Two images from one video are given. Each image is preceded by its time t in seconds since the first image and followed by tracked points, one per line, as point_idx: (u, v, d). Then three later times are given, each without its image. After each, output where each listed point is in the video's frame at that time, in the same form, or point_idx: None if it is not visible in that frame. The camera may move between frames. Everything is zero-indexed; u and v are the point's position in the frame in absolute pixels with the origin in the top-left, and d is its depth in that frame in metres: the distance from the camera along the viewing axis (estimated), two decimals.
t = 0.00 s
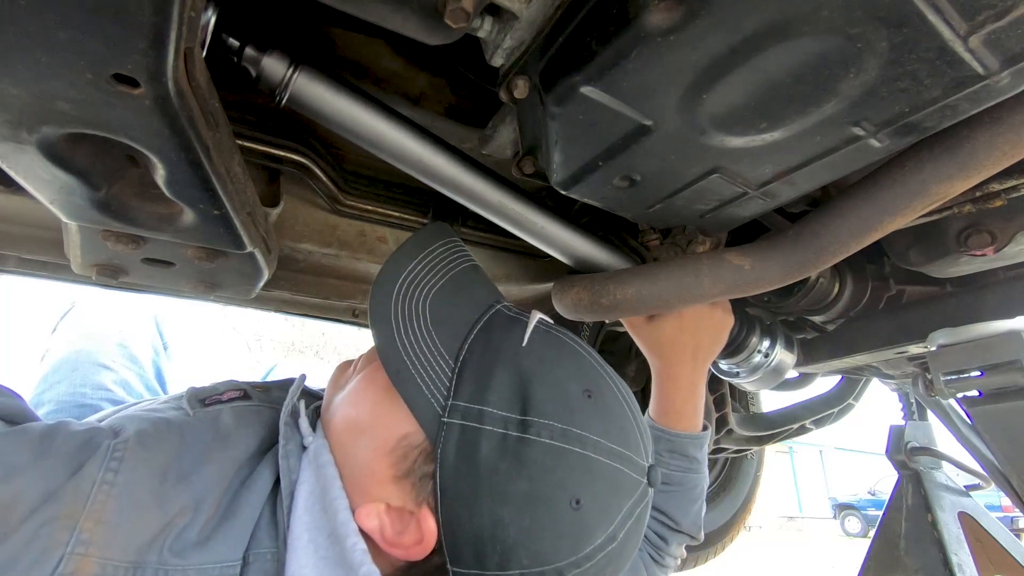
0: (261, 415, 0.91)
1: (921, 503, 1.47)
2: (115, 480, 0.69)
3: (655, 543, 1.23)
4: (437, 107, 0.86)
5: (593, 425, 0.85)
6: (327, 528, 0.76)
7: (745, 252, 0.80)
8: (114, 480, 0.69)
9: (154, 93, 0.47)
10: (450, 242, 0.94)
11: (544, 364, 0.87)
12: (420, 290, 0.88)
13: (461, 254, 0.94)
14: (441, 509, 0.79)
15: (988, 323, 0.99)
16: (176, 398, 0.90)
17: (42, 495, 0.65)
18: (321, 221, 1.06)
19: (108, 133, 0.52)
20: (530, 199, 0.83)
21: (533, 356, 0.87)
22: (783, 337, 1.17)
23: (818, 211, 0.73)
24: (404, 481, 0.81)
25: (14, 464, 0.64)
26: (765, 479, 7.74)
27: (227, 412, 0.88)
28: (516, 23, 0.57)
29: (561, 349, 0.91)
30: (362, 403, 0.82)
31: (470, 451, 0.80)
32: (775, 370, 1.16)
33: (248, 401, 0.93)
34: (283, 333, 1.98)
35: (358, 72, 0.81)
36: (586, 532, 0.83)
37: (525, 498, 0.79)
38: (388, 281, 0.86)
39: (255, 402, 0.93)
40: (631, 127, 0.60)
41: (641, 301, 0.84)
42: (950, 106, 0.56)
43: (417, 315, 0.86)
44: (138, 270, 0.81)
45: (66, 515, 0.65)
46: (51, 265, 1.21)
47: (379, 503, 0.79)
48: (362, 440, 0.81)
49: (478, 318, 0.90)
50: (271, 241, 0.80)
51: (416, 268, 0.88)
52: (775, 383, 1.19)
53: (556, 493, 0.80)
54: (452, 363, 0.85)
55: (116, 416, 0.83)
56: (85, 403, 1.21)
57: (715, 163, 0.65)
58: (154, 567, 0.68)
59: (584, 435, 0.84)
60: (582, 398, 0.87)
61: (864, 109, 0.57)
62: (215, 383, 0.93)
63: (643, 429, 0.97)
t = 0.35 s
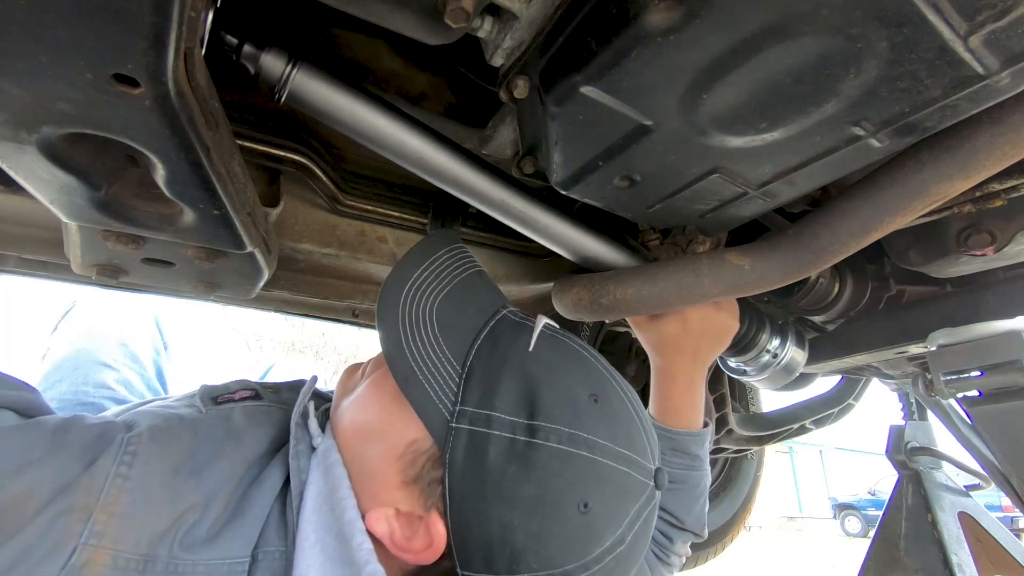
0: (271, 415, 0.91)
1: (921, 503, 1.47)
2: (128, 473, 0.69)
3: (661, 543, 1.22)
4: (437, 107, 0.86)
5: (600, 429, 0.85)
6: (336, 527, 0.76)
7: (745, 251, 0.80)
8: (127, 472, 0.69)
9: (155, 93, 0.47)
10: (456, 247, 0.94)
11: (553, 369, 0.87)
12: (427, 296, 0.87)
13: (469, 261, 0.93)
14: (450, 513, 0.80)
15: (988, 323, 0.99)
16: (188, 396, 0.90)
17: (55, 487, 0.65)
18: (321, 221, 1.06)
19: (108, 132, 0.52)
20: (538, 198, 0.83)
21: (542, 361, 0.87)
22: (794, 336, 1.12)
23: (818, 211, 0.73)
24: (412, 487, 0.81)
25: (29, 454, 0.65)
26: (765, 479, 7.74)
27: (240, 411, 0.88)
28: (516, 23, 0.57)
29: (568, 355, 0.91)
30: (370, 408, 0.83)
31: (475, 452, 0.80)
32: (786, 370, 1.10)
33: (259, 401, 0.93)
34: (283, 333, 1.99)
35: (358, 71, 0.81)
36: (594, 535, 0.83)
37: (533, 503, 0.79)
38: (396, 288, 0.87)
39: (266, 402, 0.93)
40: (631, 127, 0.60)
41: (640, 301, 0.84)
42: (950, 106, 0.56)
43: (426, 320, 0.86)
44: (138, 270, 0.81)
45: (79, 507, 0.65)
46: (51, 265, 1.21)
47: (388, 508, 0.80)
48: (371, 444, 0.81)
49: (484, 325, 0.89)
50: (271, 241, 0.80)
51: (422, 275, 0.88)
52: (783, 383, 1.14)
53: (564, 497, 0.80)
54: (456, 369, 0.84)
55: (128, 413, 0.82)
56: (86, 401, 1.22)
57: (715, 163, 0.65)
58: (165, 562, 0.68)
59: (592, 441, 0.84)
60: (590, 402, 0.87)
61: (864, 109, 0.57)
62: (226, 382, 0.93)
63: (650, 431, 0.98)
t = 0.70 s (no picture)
0: (266, 414, 0.92)
1: (921, 503, 1.48)
2: (119, 473, 0.69)
3: (664, 542, 1.24)
4: (437, 106, 0.86)
5: (600, 425, 0.85)
6: (333, 527, 0.77)
7: (745, 252, 0.80)
8: (118, 473, 0.69)
9: (154, 93, 0.47)
10: (456, 246, 0.93)
11: (552, 367, 0.87)
12: (428, 293, 0.87)
13: (468, 257, 0.93)
14: (451, 510, 0.79)
15: (988, 323, 0.99)
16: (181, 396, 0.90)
17: (46, 487, 0.65)
18: (321, 221, 1.06)
19: (108, 132, 0.52)
20: (541, 195, 0.83)
21: (541, 360, 0.86)
22: (817, 334, 1.08)
23: (818, 211, 0.73)
24: (413, 484, 0.80)
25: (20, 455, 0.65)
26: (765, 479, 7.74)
27: (234, 412, 0.88)
28: (516, 23, 0.56)
29: (571, 354, 0.91)
30: (369, 407, 0.83)
31: (477, 450, 0.79)
32: (807, 370, 1.07)
33: (253, 400, 0.93)
34: (283, 333, 1.99)
35: (358, 71, 0.81)
36: (595, 531, 0.83)
37: (535, 499, 0.79)
38: (398, 283, 0.86)
39: (260, 401, 0.93)
40: (632, 127, 0.60)
41: (640, 301, 0.84)
42: (950, 106, 0.56)
43: (428, 317, 0.86)
44: (138, 270, 0.81)
45: (71, 507, 0.65)
46: (51, 265, 1.21)
47: (388, 505, 0.80)
48: (370, 442, 0.81)
49: (485, 321, 0.89)
50: (271, 241, 0.80)
51: (423, 273, 0.87)
52: (807, 385, 1.10)
53: (565, 493, 0.80)
54: (459, 369, 0.84)
55: (122, 413, 0.83)
56: (90, 401, 1.23)
57: (715, 163, 0.65)
58: (157, 564, 0.68)
59: (593, 436, 0.84)
60: (589, 399, 0.87)
61: (864, 109, 0.57)
62: (219, 382, 0.93)
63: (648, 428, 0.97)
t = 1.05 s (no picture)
0: (259, 412, 0.92)
1: (921, 503, 1.47)
2: (117, 471, 0.68)
3: (661, 542, 1.24)
4: (437, 107, 0.86)
5: (604, 407, 0.87)
6: (337, 518, 0.75)
7: (745, 251, 0.80)
8: (116, 471, 0.68)
9: (155, 93, 0.47)
10: (460, 240, 0.93)
11: (554, 356, 0.88)
12: (436, 285, 0.87)
13: (471, 252, 0.93)
14: (464, 490, 0.78)
15: (988, 323, 0.99)
16: (173, 396, 0.90)
17: (43, 488, 0.64)
18: (321, 220, 1.06)
19: (108, 132, 0.52)
20: (543, 195, 0.83)
21: (544, 349, 0.88)
22: (816, 332, 1.08)
23: (818, 211, 0.73)
24: (424, 467, 0.79)
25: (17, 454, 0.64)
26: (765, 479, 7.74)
27: (226, 410, 0.88)
28: (516, 23, 0.56)
29: (569, 340, 0.93)
30: (374, 397, 0.82)
31: (490, 429, 0.80)
32: (807, 369, 1.07)
33: (245, 399, 0.93)
34: (283, 333, 1.99)
35: (359, 71, 0.81)
36: (603, 505, 0.84)
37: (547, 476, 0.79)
38: (408, 269, 0.86)
39: (252, 399, 0.93)
40: (631, 127, 0.60)
41: (640, 301, 0.84)
42: (950, 106, 0.56)
43: (435, 308, 0.85)
44: (138, 270, 0.81)
45: (71, 506, 0.64)
46: (51, 265, 1.21)
47: (398, 489, 0.79)
48: (376, 432, 0.80)
49: (489, 315, 0.89)
50: (271, 241, 0.80)
51: (430, 266, 0.87)
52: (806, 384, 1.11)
53: (574, 471, 0.81)
54: (469, 354, 0.84)
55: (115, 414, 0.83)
56: (82, 403, 1.22)
57: (715, 163, 0.65)
58: (156, 560, 0.68)
59: (599, 417, 0.85)
60: (593, 384, 0.88)
61: (864, 109, 0.57)
62: (211, 381, 0.93)
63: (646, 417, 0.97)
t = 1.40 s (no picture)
0: (247, 413, 0.92)
1: (921, 503, 1.47)
2: (100, 479, 0.68)
3: (657, 544, 1.24)
4: (437, 107, 0.86)
5: (595, 402, 0.86)
6: (326, 520, 0.76)
7: (745, 251, 0.80)
8: (99, 479, 0.68)
9: (154, 93, 0.47)
10: (449, 235, 0.93)
11: (546, 350, 0.87)
12: (425, 279, 0.87)
13: (460, 247, 0.94)
14: (453, 489, 0.78)
15: (988, 322, 0.99)
16: (159, 398, 0.90)
17: (25, 496, 0.65)
18: (321, 221, 1.06)
19: (108, 132, 0.52)
20: (540, 196, 0.83)
21: (534, 343, 0.87)
22: (830, 335, 1.07)
23: (818, 211, 0.73)
24: (414, 465, 0.79)
25: None
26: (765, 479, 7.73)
27: (213, 414, 0.87)
28: (516, 23, 0.56)
29: (562, 335, 0.93)
30: (363, 395, 0.81)
31: (485, 423, 0.80)
32: (821, 374, 1.06)
33: (233, 399, 0.93)
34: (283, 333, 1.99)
35: (358, 72, 0.81)
36: (598, 498, 0.84)
37: (540, 471, 0.79)
38: (396, 267, 0.86)
39: (240, 400, 0.93)
40: (631, 127, 0.60)
41: (640, 301, 0.84)
42: (950, 106, 0.56)
43: (425, 306, 0.86)
44: (138, 270, 0.81)
45: (54, 516, 0.65)
46: (51, 265, 1.21)
47: (387, 488, 0.79)
48: (365, 430, 0.80)
49: (481, 308, 0.89)
50: (271, 241, 0.80)
51: (422, 258, 0.88)
52: (820, 387, 1.09)
53: (567, 467, 0.81)
54: (459, 349, 0.84)
55: (105, 417, 0.83)
56: (76, 404, 1.20)
57: (715, 163, 0.65)
58: (141, 568, 0.68)
59: (591, 411, 0.85)
60: (585, 380, 0.88)
61: (864, 109, 0.57)
62: (198, 384, 0.93)
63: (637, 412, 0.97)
